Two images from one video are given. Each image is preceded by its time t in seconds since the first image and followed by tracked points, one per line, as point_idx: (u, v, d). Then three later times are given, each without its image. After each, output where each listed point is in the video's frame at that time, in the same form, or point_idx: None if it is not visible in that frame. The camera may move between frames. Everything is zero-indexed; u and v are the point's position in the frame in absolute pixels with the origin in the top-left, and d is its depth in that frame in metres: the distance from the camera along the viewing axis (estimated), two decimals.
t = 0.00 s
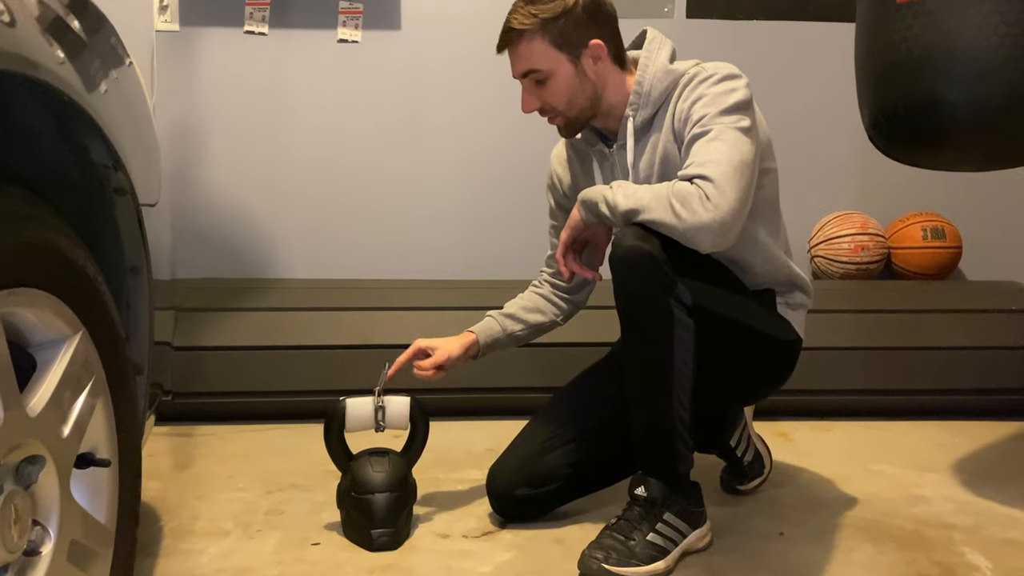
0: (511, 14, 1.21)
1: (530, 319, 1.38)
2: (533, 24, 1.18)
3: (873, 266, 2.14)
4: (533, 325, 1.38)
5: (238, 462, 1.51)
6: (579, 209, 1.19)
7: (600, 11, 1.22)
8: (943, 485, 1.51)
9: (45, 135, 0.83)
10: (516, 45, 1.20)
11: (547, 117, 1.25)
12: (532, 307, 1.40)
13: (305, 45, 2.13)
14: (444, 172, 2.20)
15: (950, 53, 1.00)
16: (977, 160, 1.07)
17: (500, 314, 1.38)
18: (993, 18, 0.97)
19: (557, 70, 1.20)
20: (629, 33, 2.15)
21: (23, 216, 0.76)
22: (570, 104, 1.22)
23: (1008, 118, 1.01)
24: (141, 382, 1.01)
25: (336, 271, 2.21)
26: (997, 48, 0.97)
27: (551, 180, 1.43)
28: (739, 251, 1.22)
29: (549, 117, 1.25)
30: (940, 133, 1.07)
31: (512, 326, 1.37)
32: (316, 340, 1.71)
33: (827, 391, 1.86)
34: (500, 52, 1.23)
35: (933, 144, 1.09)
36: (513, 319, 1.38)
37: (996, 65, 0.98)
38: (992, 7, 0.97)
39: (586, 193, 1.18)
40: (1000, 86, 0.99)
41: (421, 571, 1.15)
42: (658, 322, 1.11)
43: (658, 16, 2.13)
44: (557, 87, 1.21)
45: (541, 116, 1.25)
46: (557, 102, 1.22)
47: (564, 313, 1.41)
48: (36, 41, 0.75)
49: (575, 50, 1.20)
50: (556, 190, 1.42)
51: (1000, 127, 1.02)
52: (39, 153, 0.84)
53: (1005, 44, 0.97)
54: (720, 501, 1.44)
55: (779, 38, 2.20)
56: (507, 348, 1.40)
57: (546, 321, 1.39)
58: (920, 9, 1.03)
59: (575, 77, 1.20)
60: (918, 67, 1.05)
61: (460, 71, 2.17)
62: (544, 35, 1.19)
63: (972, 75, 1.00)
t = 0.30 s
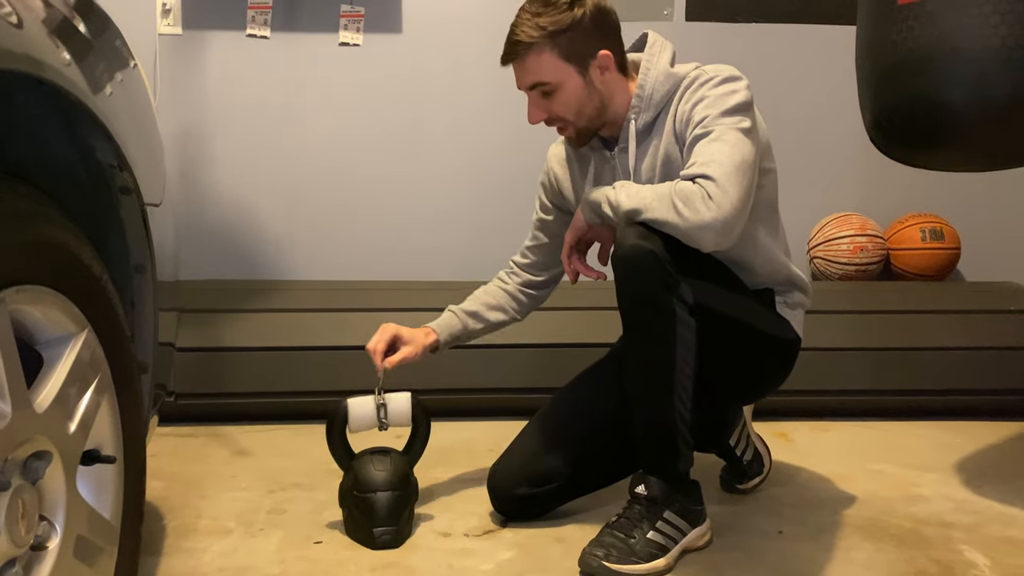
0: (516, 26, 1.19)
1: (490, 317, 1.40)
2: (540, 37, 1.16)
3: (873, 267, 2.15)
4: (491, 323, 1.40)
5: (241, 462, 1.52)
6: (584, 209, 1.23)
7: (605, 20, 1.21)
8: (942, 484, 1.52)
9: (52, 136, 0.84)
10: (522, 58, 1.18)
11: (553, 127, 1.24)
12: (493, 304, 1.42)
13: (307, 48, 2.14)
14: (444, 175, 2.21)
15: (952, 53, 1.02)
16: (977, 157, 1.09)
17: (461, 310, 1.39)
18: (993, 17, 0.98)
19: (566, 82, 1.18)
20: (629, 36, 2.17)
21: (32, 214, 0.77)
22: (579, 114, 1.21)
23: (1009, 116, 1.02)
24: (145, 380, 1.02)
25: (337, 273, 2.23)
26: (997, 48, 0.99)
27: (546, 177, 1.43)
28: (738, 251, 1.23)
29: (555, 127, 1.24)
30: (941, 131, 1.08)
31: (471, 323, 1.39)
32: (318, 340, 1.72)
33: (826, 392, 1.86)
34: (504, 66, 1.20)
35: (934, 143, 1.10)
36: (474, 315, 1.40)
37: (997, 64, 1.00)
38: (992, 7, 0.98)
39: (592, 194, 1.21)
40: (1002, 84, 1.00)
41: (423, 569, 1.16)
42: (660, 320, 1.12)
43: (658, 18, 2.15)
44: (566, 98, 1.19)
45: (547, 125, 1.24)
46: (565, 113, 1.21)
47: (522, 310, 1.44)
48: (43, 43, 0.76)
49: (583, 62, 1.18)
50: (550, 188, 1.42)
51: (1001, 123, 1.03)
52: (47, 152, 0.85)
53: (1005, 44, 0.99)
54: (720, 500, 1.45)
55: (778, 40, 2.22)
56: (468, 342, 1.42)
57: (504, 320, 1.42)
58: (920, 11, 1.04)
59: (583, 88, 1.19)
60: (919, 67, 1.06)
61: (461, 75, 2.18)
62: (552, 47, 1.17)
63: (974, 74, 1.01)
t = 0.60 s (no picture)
0: (523, 35, 1.19)
1: (488, 312, 1.41)
2: (549, 46, 1.17)
3: (872, 268, 2.16)
4: (489, 317, 1.41)
5: (242, 460, 1.53)
6: (583, 206, 1.24)
7: (611, 25, 1.21)
8: (941, 483, 1.52)
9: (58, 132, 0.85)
10: (530, 67, 1.18)
11: (560, 132, 1.25)
12: (490, 299, 1.42)
13: (308, 47, 2.15)
14: (446, 174, 2.22)
15: (940, 55, 1.09)
16: (958, 157, 1.16)
17: (457, 305, 1.40)
18: (979, 19, 1.06)
19: (574, 90, 1.19)
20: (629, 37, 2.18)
21: (39, 209, 0.78)
22: (586, 120, 1.22)
23: (993, 113, 1.09)
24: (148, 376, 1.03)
25: (339, 272, 2.24)
26: (983, 49, 1.07)
27: (543, 177, 1.43)
28: (738, 251, 1.24)
29: (562, 133, 1.25)
30: (928, 129, 1.15)
31: (469, 318, 1.40)
32: (319, 339, 1.73)
33: (825, 392, 1.87)
34: (510, 74, 1.21)
35: (919, 142, 1.18)
36: (470, 311, 1.40)
37: (983, 65, 1.07)
38: (979, 9, 1.06)
39: (593, 190, 1.22)
40: (985, 84, 1.08)
41: (423, 565, 1.16)
42: (661, 318, 1.13)
43: (658, 19, 2.16)
44: (573, 106, 1.20)
45: (553, 131, 1.25)
46: (572, 120, 1.21)
47: (518, 306, 1.45)
48: (50, 41, 0.77)
49: (591, 69, 1.19)
50: (546, 188, 1.42)
51: (986, 121, 1.10)
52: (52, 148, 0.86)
53: (990, 45, 1.06)
54: (720, 498, 1.45)
55: (778, 42, 2.23)
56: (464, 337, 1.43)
57: (502, 315, 1.42)
58: (907, 13, 1.12)
59: (591, 95, 1.20)
60: (907, 68, 1.13)
61: (462, 75, 2.19)
62: (560, 55, 1.17)
63: (961, 74, 1.09)
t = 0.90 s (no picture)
0: (526, 28, 1.18)
1: (486, 304, 1.42)
2: (553, 40, 1.16)
3: (870, 265, 2.16)
4: (487, 309, 1.42)
5: (241, 453, 1.53)
6: (585, 198, 1.24)
7: (614, 20, 1.22)
8: (939, 479, 1.53)
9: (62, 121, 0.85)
10: (534, 61, 1.18)
11: (563, 126, 1.25)
12: (489, 291, 1.43)
13: (308, 42, 2.15)
14: (446, 169, 2.22)
15: (918, 53, 1.09)
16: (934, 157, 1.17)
17: (456, 297, 1.40)
18: (958, 17, 1.06)
19: (578, 84, 1.19)
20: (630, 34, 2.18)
21: (44, 197, 0.78)
22: (589, 115, 1.22)
23: (970, 113, 1.10)
24: (150, 365, 1.03)
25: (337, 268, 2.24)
26: (962, 48, 1.07)
27: (544, 170, 1.43)
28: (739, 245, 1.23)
29: (564, 127, 1.25)
30: (907, 126, 1.15)
31: (468, 310, 1.40)
32: (318, 333, 1.73)
33: (824, 388, 1.87)
34: (514, 68, 1.20)
35: (897, 140, 1.18)
36: (469, 302, 1.41)
37: (960, 64, 1.08)
38: (956, 8, 1.06)
39: (594, 184, 1.22)
40: (964, 82, 1.08)
41: (423, 557, 1.17)
42: (663, 311, 1.13)
43: (658, 17, 2.16)
44: (577, 100, 1.20)
45: (556, 125, 1.25)
46: (575, 114, 1.22)
47: (516, 298, 1.45)
48: (54, 32, 0.78)
49: (595, 64, 1.19)
50: (546, 182, 1.42)
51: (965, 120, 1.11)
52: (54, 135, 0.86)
53: (969, 44, 1.07)
54: (719, 493, 1.45)
55: (777, 40, 2.23)
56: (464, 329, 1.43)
57: (500, 307, 1.43)
58: (888, 8, 1.11)
59: (595, 90, 1.20)
60: (887, 64, 1.13)
61: (462, 70, 2.19)
62: (565, 50, 1.17)
63: (939, 72, 1.09)
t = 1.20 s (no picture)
0: (525, 25, 1.18)
1: (485, 300, 1.41)
2: (553, 37, 1.16)
3: (865, 263, 2.17)
4: (486, 305, 1.42)
5: (238, 448, 1.53)
6: (583, 193, 1.24)
7: (613, 15, 1.22)
8: (934, 476, 1.53)
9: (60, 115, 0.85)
10: (534, 57, 1.18)
11: (562, 123, 1.25)
12: (487, 287, 1.43)
13: (306, 36, 2.15)
14: (442, 166, 2.23)
15: (894, 51, 1.17)
16: (900, 154, 1.26)
17: (455, 293, 1.40)
18: (933, 17, 1.14)
19: (577, 81, 1.19)
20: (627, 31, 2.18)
21: (42, 189, 0.79)
22: (587, 111, 1.22)
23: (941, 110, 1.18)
24: (147, 359, 1.03)
25: (332, 265, 2.24)
26: (935, 48, 1.15)
27: (543, 166, 1.43)
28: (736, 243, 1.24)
29: (563, 125, 1.25)
30: (881, 121, 1.23)
31: (465, 306, 1.40)
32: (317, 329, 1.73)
33: (819, 385, 1.88)
34: (513, 64, 1.20)
35: (870, 135, 1.26)
36: (468, 298, 1.41)
37: (934, 63, 1.16)
38: (931, 9, 1.14)
39: (592, 180, 1.22)
40: (935, 81, 1.16)
41: (420, 552, 1.17)
42: (661, 307, 1.13)
43: (656, 14, 2.16)
44: (576, 97, 1.20)
45: (555, 122, 1.25)
46: (574, 110, 1.22)
47: (514, 293, 1.45)
48: (53, 25, 0.77)
49: (594, 60, 1.19)
50: (545, 178, 1.42)
51: (936, 118, 1.19)
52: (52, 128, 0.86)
53: (943, 44, 1.15)
54: (715, 489, 1.46)
55: (774, 39, 2.24)
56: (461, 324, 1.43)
57: (499, 302, 1.43)
58: (866, 7, 1.19)
59: (594, 86, 1.20)
60: (864, 61, 1.21)
61: (460, 68, 2.19)
62: (564, 47, 1.17)
63: (913, 70, 1.17)
